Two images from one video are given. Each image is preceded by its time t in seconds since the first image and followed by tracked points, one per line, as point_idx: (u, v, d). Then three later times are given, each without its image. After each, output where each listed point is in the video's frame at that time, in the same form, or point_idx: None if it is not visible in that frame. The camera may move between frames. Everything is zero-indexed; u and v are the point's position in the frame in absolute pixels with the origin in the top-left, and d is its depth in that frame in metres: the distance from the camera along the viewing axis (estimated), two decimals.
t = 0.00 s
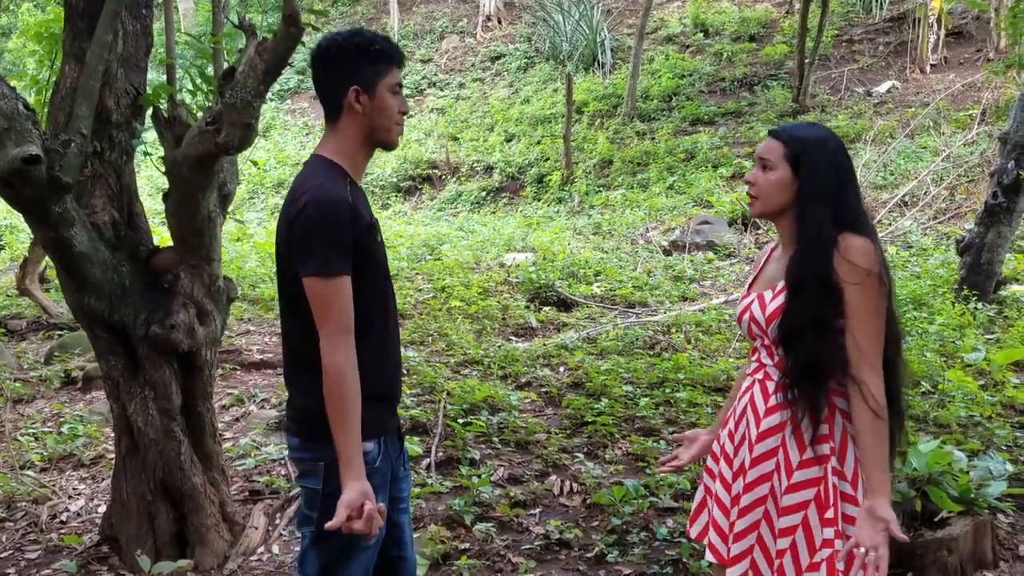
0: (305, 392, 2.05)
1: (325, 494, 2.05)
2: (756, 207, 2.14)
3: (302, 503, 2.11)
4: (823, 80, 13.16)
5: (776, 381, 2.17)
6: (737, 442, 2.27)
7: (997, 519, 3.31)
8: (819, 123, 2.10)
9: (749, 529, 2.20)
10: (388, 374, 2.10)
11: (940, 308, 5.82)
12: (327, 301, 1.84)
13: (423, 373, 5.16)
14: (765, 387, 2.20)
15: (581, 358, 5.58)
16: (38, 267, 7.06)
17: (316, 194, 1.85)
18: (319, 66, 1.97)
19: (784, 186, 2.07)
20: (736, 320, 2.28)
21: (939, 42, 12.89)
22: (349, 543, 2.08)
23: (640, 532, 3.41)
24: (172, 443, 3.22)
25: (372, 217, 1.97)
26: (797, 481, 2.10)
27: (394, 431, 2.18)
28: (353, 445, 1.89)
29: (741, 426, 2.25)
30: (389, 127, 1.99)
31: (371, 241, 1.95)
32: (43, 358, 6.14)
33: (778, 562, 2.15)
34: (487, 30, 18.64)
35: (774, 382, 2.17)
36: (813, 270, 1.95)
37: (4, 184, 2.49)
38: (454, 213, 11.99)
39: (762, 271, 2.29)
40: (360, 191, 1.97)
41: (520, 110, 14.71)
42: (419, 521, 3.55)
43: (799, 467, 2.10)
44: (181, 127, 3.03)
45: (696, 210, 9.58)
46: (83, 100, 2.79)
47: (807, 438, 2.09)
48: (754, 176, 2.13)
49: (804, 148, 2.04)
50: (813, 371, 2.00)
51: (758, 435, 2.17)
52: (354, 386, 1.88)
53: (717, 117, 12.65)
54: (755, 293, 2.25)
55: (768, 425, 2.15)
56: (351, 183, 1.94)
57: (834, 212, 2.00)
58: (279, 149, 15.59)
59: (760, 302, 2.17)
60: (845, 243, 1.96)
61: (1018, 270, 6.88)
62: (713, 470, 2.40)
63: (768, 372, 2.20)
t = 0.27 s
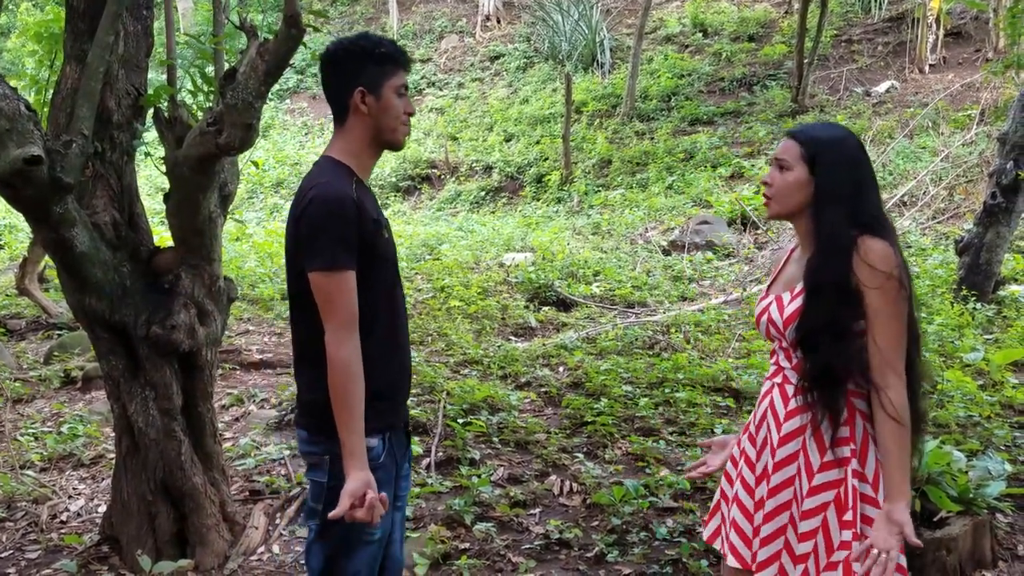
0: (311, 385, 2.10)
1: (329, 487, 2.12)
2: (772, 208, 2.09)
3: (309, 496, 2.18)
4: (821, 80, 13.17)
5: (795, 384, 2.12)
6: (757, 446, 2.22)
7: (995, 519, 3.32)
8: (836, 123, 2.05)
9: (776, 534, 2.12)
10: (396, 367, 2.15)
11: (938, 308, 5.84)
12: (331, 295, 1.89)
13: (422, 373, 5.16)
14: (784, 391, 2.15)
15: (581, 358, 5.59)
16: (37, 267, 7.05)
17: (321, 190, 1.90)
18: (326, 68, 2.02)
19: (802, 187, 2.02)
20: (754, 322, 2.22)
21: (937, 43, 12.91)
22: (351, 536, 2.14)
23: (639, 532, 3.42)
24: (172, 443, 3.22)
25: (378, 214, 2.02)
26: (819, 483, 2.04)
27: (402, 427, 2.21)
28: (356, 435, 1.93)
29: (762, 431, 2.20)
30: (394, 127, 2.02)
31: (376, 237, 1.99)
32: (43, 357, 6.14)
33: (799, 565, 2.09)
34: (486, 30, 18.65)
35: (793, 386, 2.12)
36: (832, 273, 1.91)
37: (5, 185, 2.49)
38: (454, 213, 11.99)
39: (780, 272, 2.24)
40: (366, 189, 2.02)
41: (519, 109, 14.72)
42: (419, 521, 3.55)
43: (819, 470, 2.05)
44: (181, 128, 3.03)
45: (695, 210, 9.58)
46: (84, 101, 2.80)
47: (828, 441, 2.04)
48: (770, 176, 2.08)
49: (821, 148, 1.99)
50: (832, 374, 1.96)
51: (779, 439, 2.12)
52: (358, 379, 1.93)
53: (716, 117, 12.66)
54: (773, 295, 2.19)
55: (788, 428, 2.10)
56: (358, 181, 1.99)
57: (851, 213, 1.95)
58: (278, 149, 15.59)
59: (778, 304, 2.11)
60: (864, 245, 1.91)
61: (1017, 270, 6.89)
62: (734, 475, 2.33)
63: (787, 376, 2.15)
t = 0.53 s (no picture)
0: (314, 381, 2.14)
1: (329, 482, 2.16)
2: (781, 208, 2.09)
3: (313, 492, 2.23)
4: (818, 80, 13.18)
5: (805, 384, 2.11)
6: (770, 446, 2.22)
7: (992, 517, 3.32)
8: (844, 123, 2.05)
9: (790, 534, 2.12)
10: (399, 364, 2.16)
11: (935, 307, 5.85)
12: (328, 288, 1.92)
13: (420, 372, 5.16)
14: (795, 391, 2.14)
15: (578, 358, 5.59)
16: (34, 267, 7.04)
17: (321, 187, 1.94)
18: (335, 71, 2.06)
19: (810, 187, 2.02)
20: (764, 323, 2.22)
21: (934, 42, 12.93)
22: (351, 533, 2.18)
23: (637, 531, 3.42)
24: (169, 442, 3.22)
25: (380, 213, 2.04)
26: (831, 482, 2.04)
27: (405, 423, 2.22)
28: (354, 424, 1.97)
29: (773, 431, 2.20)
30: (394, 134, 2.06)
31: (376, 236, 2.01)
32: (39, 358, 6.13)
33: (813, 564, 2.08)
34: (483, 29, 18.64)
35: (803, 385, 2.12)
36: (841, 274, 1.91)
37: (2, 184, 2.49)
38: (451, 213, 11.99)
39: (790, 272, 2.23)
40: (366, 189, 2.03)
41: (517, 109, 14.72)
42: (416, 521, 3.55)
43: (831, 469, 2.04)
44: (179, 128, 3.03)
45: (692, 210, 9.59)
46: (81, 100, 2.79)
47: (839, 440, 2.03)
48: (779, 177, 2.09)
49: (829, 149, 1.99)
50: (843, 373, 1.95)
51: (791, 439, 2.12)
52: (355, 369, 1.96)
53: (713, 117, 12.67)
54: (783, 295, 2.19)
55: (800, 428, 2.10)
56: (358, 181, 2.01)
57: (858, 213, 1.96)
58: (276, 149, 15.57)
59: (789, 304, 2.11)
60: (873, 246, 1.91)
61: (1013, 270, 6.90)
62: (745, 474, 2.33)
63: (797, 375, 2.15)
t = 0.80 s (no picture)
0: (312, 382, 2.15)
1: (323, 483, 2.18)
2: (783, 214, 2.09)
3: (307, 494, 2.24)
4: (813, 82, 13.20)
5: (807, 389, 2.12)
6: (774, 451, 2.22)
7: (986, 520, 3.33)
8: (846, 128, 2.05)
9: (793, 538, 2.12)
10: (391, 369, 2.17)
11: (930, 310, 5.86)
12: (358, 284, 1.94)
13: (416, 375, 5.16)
14: (797, 396, 2.15)
15: (574, 360, 5.59)
16: (28, 269, 7.02)
17: (323, 190, 1.97)
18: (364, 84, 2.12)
19: (811, 193, 2.03)
20: (767, 328, 2.22)
21: (929, 45, 12.96)
22: (347, 532, 2.20)
23: (633, 535, 3.42)
24: (165, 446, 3.22)
25: (377, 220, 2.06)
26: (832, 487, 2.04)
27: (399, 422, 2.24)
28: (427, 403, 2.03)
29: (777, 436, 2.21)
30: (397, 154, 2.11)
31: (372, 241, 2.03)
32: (34, 360, 6.11)
33: (815, 568, 2.08)
34: (479, 31, 18.66)
35: (805, 391, 2.12)
36: (842, 279, 1.92)
37: None
38: (447, 215, 11.99)
39: (792, 277, 2.24)
40: (363, 196, 2.06)
41: (512, 111, 14.72)
42: (412, 524, 3.55)
43: (833, 474, 2.05)
44: (175, 131, 3.01)
45: (688, 212, 9.60)
46: (77, 104, 2.79)
47: (841, 445, 2.03)
48: (780, 183, 2.09)
49: (829, 155, 2.00)
50: (845, 378, 1.96)
51: (793, 444, 2.12)
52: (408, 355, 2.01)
53: (708, 119, 12.69)
54: (785, 300, 2.20)
55: (802, 433, 2.10)
56: (354, 186, 2.04)
57: (858, 217, 1.96)
58: (271, 150, 15.55)
59: (790, 310, 2.12)
60: (873, 251, 1.91)
61: (1007, 272, 6.92)
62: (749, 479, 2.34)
63: (799, 381, 2.15)
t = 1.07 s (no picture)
0: (305, 386, 2.16)
1: (315, 485, 2.17)
2: (778, 218, 2.10)
3: (299, 496, 2.24)
4: (807, 86, 13.24)
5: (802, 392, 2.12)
6: (768, 454, 2.22)
7: (981, 523, 3.34)
8: (843, 134, 2.06)
9: (784, 541, 2.13)
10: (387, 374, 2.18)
11: (924, 313, 5.87)
12: (336, 289, 1.95)
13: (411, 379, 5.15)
14: (791, 400, 2.15)
15: (569, 364, 5.59)
16: (23, 272, 7.00)
17: (326, 194, 1.98)
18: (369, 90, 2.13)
19: (806, 198, 2.03)
20: (762, 332, 2.22)
21: (922, 48, 13.01)
22: (338, 534, 2.19)
23: (629, 538, 3.42)
24: (159, 450, 3.21)
25: (380, 226, 2.07)
26: (825, 491, 2.05)
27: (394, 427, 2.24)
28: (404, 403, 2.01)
29: (771, 439, 2.21)
30: (409, 157, 2.12)
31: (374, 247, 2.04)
32: (28, 364, 6.09)
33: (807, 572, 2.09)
34: (474, 34, 18.67)
35: (799, 394, 2.13)
36: (836, 284, 1.92)
37: None
38: (442, 218, 11.99)
39: (788, 281, 2.24)
40: (370, 202, 2.08)
41: (507, 114, 14.73)
42: (408, 528, 3.54)
43: (825, 478, 2.05)
44: (170, 134, 3.00)
45: (683, 216, 9.61)
46: (72, 107, 2.78)
47: (834, 449, 2.03)
48: (776, 188, 2.10)
49: (825, 160, 2.00)
50: (839, 383, 1.96)
51: (786, 447, 2.13)
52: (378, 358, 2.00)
53: (703, 122, 12.71)
54: (780, 304, 2.20)
55: (795, 437, 2.11)
56: (362, 193, 2.06)
57: (853, 222, 1.96)
58: (266, 154, 15.53)
59: (785, 314, 2.12)
60: (867, 256, 1.91)
61: (1001, 275, 6.94)
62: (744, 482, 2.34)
63: (794, 384, 2.16)
